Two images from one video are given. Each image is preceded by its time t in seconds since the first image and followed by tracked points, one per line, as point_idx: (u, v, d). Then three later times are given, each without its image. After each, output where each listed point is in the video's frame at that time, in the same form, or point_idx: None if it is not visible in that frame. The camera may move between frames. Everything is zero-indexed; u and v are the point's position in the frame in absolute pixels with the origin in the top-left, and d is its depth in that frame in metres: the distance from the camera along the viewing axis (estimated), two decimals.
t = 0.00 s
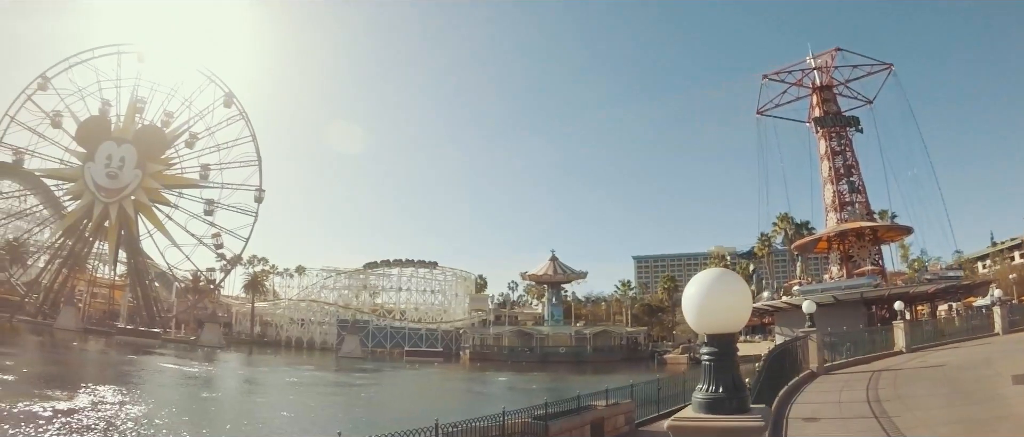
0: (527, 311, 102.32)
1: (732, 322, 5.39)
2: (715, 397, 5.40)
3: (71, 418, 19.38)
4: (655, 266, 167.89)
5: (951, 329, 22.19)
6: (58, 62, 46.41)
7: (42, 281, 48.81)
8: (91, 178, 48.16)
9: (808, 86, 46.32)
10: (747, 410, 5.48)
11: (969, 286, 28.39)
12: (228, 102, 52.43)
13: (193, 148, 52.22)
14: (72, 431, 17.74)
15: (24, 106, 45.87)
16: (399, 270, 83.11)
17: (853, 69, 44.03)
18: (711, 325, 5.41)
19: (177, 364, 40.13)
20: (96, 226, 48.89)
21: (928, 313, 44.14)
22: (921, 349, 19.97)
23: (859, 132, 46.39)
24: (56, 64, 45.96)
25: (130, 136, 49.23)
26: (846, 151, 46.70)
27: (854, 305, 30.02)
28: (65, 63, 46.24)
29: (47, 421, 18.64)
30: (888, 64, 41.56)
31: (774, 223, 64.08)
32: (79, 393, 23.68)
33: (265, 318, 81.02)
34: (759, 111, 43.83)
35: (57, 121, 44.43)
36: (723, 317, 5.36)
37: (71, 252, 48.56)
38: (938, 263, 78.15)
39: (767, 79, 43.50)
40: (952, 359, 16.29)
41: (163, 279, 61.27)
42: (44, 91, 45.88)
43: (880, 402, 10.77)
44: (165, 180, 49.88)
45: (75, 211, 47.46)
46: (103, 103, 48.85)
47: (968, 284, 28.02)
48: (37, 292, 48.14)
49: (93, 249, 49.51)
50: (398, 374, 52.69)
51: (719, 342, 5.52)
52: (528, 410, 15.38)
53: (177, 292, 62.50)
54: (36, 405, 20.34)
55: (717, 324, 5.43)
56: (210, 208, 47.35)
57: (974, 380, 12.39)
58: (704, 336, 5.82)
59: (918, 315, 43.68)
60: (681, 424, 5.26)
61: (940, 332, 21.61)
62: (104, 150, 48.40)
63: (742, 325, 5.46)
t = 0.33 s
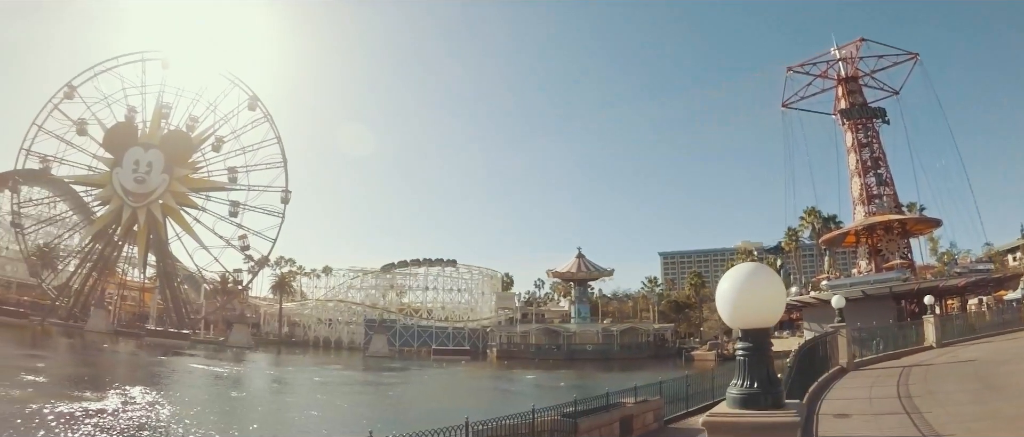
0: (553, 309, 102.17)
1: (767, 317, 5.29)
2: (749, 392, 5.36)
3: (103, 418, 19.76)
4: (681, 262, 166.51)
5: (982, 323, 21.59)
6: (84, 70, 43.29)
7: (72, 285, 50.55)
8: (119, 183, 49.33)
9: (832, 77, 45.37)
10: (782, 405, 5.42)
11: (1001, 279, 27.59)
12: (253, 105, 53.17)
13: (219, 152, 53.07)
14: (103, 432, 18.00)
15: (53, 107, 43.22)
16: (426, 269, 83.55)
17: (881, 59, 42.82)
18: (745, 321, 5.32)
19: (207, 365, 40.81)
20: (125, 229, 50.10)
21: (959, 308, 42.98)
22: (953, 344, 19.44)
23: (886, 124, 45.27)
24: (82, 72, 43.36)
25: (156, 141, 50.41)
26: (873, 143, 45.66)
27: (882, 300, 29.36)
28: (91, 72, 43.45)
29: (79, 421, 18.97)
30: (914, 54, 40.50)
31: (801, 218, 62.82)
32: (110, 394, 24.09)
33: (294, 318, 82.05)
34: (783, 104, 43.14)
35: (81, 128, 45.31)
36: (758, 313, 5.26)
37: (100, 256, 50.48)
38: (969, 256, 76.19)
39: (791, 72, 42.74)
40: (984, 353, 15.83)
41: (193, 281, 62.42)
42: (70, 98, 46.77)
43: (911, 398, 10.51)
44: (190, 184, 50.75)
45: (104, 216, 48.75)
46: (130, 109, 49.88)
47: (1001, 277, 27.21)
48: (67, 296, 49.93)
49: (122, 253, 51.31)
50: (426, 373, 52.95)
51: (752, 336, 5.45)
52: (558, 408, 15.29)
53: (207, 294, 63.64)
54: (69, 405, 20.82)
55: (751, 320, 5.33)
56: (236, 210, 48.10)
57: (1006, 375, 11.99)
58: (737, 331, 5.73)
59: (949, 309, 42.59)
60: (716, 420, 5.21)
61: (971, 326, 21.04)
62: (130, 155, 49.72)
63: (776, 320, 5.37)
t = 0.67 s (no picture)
0: (577, 307, 101.90)
1: (799, 312, 5.22)
2: (781, 388, 5.30)
3: (133, 418, 20.16)
4: (706, 258, 164.94)
5: (1012, 317, 20.96)
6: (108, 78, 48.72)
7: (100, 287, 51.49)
8: (144, 187, 50.55)
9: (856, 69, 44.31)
10: (814, 401, 5.35)
11: None
12: (275, 108, 54.01)
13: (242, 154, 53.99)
14: (133, 431, 18.33)
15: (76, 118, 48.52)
16: (451, 269, 84.06)
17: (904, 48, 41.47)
18: (776, 316, 5.25)
19: (233, 365, 41.50)
20: (152, 233, 51.21)
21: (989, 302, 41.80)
22: (983, 339, 18.92)
23: (911, 115, 44.23)
24: (106, 79, 48.66)
25: (181, 145, 51.44)
26: (898, 135, 44.65)
27: (909, 295, 28.67)
28: (114, 78, 48.74)
29: (108, 421, 19.35)
30: (937, 43, 39.47)
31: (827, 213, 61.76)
32: (138, 394, 24.62)
33: (320, 318, 83.07)
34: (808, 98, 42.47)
35: (104, 135, 46.71)
36: (790, 308, 5.19)
37: (128, 259, 50.96)
38: (1000, 248, 74.21)
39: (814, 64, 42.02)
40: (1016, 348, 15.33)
41: (220, 283, 63.59)
42: (94, 106, 48.35)
43: (941, 394, 10.23)
44: (216, 186, 51.18)
45: (131, 220, 50.14)
46: (154, 115, 51.10)
47: None
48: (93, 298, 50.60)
49: (148, 255, 51.78)
50: (450, 371, 53.21)
51: (783, 332, 5.37)
52: (585, 406, 15.23)
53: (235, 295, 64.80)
54: (99, 405, 21.33)
55: (782, 316, 5.27)
56: (258, 212, 48.92)
57: None
58: (769, 326, 5.67)
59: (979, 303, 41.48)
60: (748, 416, 5.17)
61: (1002, 320, 20.44)
62: (156, 160, 50.62)
63: (809, 316, 5.28)
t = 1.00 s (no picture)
0: (601, 304, 101.48)
1: (829, 307, 5.20)
2: (811, 384, 5.24)
3: (159, 418, 20.47)
4: (731, 254, 163.46)
5: None
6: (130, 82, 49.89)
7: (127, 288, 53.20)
8: (170, 191, 51.65)
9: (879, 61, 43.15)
10: (845, 398, 5.29)
11: None
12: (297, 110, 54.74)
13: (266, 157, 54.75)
14: (160, 432, 18.60)
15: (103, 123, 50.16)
16: (474, 267, 84.44)
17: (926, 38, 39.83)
18: (806, 310, 5.23)
19: (259, 365, 42.09)
20: (177, 236, 52.33)
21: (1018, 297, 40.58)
22: (1014, 334, 18.40)
23: (937, 106, 43.11)
24: (128, 86, 48.91)
25: (205, 149, 52.33)
26: (923, 127, 43.63)
27: (936, 289, 27.95)
28: (137, 85, 48.98)
29: (136, 421, 19.66)
30: (962, 33, 38.36)
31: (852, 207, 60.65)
32: (165, 395, 25.02)
33: (345, 318, 83.85)
34: (830, 91, 41.67)
35: (128, 141, 47.77)
36: (823, 302, 5.15)
37: (155, 261, 52.40)
38: None
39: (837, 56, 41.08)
40: None
41: (246, 285, 64.60)
42: (118, 113, 49.43)
43: (969, 390, 9.95)
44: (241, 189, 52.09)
45: (157, 223, 51.24)
46: (178, 120, 52.10)
47: None
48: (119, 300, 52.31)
49: (174, 258, 53.10)
50: (475, 370, 53.33)
51: (813, 327, 5.34)
52: (611, 404, 15.14)
53: (261, 295, 65.80)
54: (126, 406, 21.69)
55: (813, 310, 5.26)
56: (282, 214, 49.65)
57: None
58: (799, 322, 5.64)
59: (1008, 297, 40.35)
60: (778, 413, 5.11)
61: None
62: (181, 164, 51.62)
63: (840, 311, 5.26)
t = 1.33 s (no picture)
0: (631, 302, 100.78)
1: (863, 300, 5.38)
2: (848, 379, 5.43)
3: (193, 419, 20.94)
4: (762, 250, 160.90)
5: None
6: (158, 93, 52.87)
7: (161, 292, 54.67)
8: (201, 196, 52.74)
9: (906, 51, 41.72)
10: (881, 392, 5.46)
11: None
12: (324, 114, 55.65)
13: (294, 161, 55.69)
14: (192, 431, 19.03)
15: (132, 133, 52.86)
16: (504, 267, 84.69)
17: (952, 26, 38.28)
18: (843, 303, 5.40)
19: (291, 366, 42.84)
20: (209, 240, 53.54)
21: None
22: None
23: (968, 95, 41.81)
24: (158, 94, 50.91)
25: (235, 155, 53.44)
26: (955, 116, 42.39)
27: (972, 282, 27.03)
28: (165, 93, 50.92)
29: (170, 421, 20.14)
30: (991, 19, 37.12)
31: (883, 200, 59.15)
32: (198, 396, 25.58)
33: (375, 319, 84.64)
34: (859, 81, 40.64)
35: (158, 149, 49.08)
36: (859, 298, 5.32)
37: (187, 265, 53.79)
38: None
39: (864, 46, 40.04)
40: None
41: (278, 288, 65.79)
42: (148, 121, 50.88)
43: (1006, 386, 9.63)
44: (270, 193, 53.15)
45: (189, 229, 52.54)
46: (207, 127, 53.39)
47: None
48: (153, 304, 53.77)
49: (205, 262, 54.43)
50: (505, 369, 53.41)
51: (850, 321, 5.50)
52: (643, 402, 14.97)
53: (293, 298, 66.98)
54: (162, 407, 22.25)
55: (849, 305, 5.43)
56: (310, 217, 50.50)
57: None
58: (835, 317, 5.81)
59: None
60: (816, 409, 5.32)
61: None
62: (212, 169, 52.75)
63: (875, 305, 5.41)
